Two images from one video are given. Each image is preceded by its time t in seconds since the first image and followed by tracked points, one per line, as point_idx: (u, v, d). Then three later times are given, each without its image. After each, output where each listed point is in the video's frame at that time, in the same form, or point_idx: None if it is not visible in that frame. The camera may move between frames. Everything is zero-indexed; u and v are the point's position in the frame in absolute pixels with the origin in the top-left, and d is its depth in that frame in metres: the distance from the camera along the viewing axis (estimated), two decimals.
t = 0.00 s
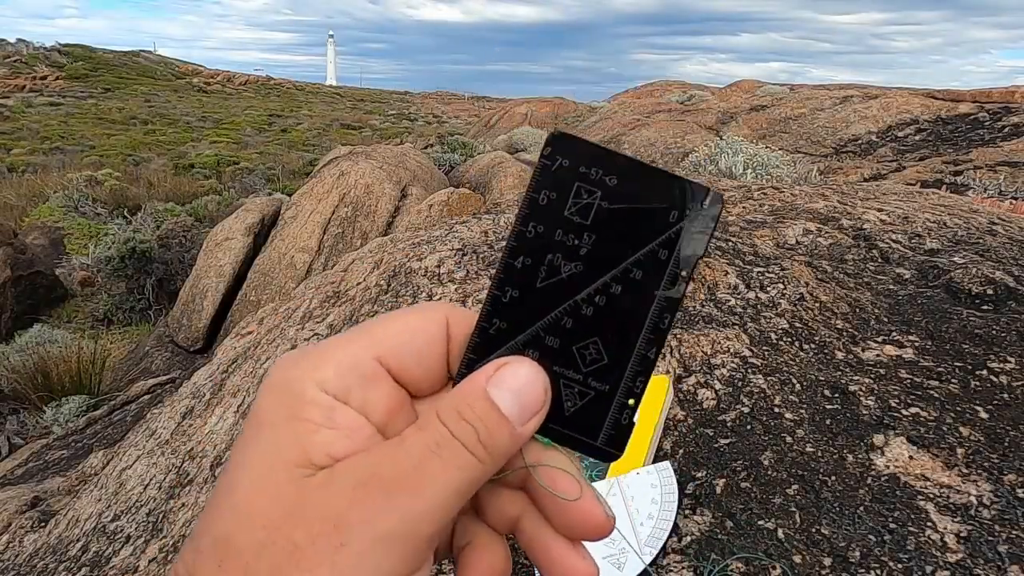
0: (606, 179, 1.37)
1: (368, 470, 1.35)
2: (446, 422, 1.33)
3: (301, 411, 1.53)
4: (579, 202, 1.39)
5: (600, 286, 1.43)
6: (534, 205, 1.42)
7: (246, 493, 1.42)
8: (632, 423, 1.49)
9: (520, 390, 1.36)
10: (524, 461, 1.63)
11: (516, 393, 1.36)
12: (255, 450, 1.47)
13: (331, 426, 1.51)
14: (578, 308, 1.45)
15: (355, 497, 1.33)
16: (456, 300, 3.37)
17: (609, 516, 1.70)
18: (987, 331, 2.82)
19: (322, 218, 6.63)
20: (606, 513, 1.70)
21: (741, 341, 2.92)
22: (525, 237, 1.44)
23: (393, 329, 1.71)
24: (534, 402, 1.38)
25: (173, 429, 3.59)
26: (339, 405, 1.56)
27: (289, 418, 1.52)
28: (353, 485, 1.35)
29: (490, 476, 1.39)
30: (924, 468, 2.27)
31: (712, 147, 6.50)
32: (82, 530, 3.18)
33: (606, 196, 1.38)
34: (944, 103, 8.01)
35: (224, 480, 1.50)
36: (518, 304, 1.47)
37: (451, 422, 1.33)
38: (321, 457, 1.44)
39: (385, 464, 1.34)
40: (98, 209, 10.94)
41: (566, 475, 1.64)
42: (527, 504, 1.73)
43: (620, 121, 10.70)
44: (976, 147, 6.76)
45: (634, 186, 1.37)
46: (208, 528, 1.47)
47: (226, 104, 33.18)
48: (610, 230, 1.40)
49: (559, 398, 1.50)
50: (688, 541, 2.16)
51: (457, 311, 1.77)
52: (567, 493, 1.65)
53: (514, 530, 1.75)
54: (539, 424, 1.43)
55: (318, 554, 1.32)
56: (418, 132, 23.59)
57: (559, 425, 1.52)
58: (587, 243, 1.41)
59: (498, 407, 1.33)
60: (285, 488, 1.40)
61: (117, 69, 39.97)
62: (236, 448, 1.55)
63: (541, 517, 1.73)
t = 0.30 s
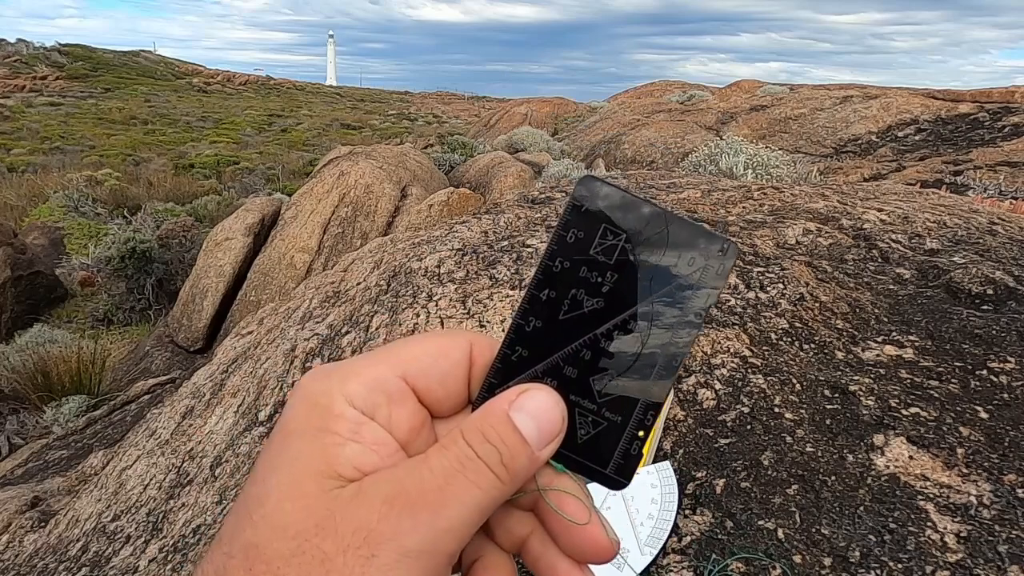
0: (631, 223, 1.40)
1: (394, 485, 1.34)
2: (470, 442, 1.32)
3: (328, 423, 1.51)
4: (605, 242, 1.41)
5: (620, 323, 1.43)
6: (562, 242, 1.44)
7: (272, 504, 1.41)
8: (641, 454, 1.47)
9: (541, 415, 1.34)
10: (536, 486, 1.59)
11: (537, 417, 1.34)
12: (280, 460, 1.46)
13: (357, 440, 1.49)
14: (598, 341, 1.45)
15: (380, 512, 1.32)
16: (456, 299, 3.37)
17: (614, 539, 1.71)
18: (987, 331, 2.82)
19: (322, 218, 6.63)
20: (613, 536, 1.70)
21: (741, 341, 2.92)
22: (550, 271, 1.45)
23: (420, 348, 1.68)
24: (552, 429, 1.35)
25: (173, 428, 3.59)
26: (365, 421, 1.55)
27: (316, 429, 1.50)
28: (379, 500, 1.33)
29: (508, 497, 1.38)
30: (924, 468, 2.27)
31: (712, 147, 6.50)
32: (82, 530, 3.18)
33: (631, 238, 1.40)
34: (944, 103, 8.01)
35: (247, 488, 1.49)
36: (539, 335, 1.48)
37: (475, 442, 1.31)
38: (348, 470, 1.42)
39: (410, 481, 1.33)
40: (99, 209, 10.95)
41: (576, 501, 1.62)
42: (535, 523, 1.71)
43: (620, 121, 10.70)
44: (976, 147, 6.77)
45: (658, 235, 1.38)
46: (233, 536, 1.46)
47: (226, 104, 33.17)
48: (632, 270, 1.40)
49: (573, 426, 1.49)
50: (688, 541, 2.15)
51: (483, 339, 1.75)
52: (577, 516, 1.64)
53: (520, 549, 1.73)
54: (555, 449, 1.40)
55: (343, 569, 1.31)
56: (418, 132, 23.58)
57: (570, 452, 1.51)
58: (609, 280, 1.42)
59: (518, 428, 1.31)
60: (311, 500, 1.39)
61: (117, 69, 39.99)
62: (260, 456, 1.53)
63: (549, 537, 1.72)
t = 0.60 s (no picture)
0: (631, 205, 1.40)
1: (389, 468, 1.34)
2: (467, 427, 1.33)
3: (320, 407, 1.52)
4: (604, 222, 1.40)
5: (617, 305, 1.42)
6: (558, 222, 1.42)
7: (263, 489, 1.40)
8: (638, 439, 1.45)
9: (538, 399, 1.36)
10: (531, 470, 1.58)
11: (533, 401, 1.36)
12: (272, 445, 1.45)
13: (349, 424, 1.50)
14: (594, 323, 1.44)
15: (375, 496, 1.31)
16: (456, 299, 3.37)
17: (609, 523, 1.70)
18: (987, 331, 2.82)
19: (322, 218, 6.63)
20: (608, 520, 1.68)
21: (741, 341, 2.92)
22: (547, 252, 1.44)
23: (412, 333, 1.71)
24: (548, 413, 1.37)
25: (173, 428, 3.59)
26: (357, 405, 1.56)
27: (307, 413, 1.50)
28: (373, 484, 1.33)
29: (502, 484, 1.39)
30: (924, 468, 2.27)
31: (712, 147, 6.50)
32: (82, 530, 3.19)
33: (630, 220, 1.40)
34: (944, 103, 8.01)
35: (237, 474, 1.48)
36: (536, 317, 1.47)
37: (472, 427, 1.33)
38: (341, 453, 1.42)
39: (404, 465, 1.33)
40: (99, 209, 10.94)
41: (572, 485, 1.61)
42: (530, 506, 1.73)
43: (620, 121, 10.71)
44: (976, 147, 6.77)
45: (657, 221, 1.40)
46: (223, 522, 1.44)
47: (226, 104, 33.16)
48: (631, 252, 1.41)
49: (569, 410, 1.48)
50: (688, 541, 2.15)
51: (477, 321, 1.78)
52: (571, 500, 1.63)
53: (516, 532, 1.75)
54: (549, 435, 1.41)
55: (336, 554, 1.30)
56: (418, 132, 23.58)
57: (566, 436, 1.50)
58: (608, 262, 1.41)
59: (514, 412, 1.34)
60: (303, 484, 1.38)
61: (117, 69, 39.99)
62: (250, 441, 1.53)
63: (543, 520, 1.73)
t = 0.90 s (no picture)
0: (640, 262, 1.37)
1: (390, 523, 1.36)
2: (469, 481, 1.35)
3: (322, 453, 1.51)
4: (615, 281, 1.39)
5: (624, 363, 1.42)
6: (571, 277, 1.43)
7: (264, 535, 1.42)
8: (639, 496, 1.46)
9: (540, 455, 1.36)
10: (531, 521, 1.60)
11: (536, 457, 1.36)
12: (274, 492, 1.46)
13: (351, 472, 1.49)
14: (601, 380, 1.44)
15: (375, 550, 1.33)
16: (456, 299, 3.37)
17: None
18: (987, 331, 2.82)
19: (322, 218, 6.63)
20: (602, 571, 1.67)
21: (741, 342, 2.92)
22: (558, 306, 1.44)
23: (417, 378, 1.63)
24: (550, 469, 1.38)
25: (173, 428, 3.59)
26: (360, 452, 1.52)
27: (310, 458, 1.50)
28: (376, 537, 1.35)
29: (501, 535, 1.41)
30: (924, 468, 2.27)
31: (712, 147, 6.50)
32: (82, 530, 3.19)
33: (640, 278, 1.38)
34: (944, 103, 8.01)
35: (238, 513, 1.50)
36: (543, 371, 1.48)
37: (474, 482, 1.35)
38: (343, 503, 1.44)
39: (407, 519, 1.36)
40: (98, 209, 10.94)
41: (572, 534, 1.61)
42: (526, 560, 1.65)
43: (620, 121, 10.71)
44: (976, 147, 6.77)
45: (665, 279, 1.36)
46: (220, 563, 1.45)
47: (226, 104, 33.17)
48: (640, 311, 1.39)
49: (571, 464, 1.48)
50: (688, 541, 2.15)
51: (484, 369, 1.69)
52: (569, 554, 1.62)
53: None
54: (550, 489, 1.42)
55: None
56: (418, 132, 23.57)
57: (567, 490, 1.50)
58: (617, 319, 1.41)
59: (517, 470, 1.35)
60: (304, 533, 1.39)
61: (117, 69, 40.00)
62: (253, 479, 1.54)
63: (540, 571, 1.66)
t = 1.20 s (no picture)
0: (659, 272, 1.33)
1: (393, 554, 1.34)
2: (476, 509, 1.34)
3: (325, 482, 1.51)
4: (630, 292, 1.35)
5: (641, 379, 1.41)
6: (582, 290, 1.39)
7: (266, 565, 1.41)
8: (660, 517, 1.45)
9: (553, 478, 1.34)
10: (546, 545, 1.56)
11: (547, 480, 1.34)
12: (277, 522, 1.46)
13: (355, 501, 1.48)
14: (616, 398, 1.43)
15: None
16: (456, 299, 3.37)
17: None
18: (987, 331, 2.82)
19: (322, 218, 6.63)
20: None
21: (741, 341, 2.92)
22: (569, 320, 1.41)
23: (422, 402, 1.64)
24: (562, 492, 1.35)
25: (173, 428, 3.59)
26: (365, 480, 1.52)
27: (313, 488, 1.50)
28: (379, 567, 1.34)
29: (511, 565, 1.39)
30: (924, 468, 2.27)
31: (712, 147, 6.50)
32: (82, 530, 3.19)
33: (658, 291, 1.34)
34: (944, 103, 8.01)
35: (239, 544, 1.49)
36: (555, 389, 1.45)
37: (481, 509, 1.33)
38: (345, 534, 1.42)
39: (411, 548, 1.33)
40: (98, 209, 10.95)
41: (587, 561, 1.57)
42: None
43: (620, 121, 10.71)
44: (976, 147, 6.76)
45: (685, 284, 1.32)
46: None
47: (226, 104, 33.17)
48: (658, 325, 1.36)
49: (588, 485, 1.48)
50: (688, 540, 2.15)
51: (494, 389, 1.70)
52: None
53: None
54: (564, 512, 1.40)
55: None
56: (418, 132, 23.58)
57: (584, 513, 1.49)
58: (633, 333, 1.38)
59: (528, 494, 1.32)
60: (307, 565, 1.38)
61: (116, 69, 40.00)
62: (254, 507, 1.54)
63: None
